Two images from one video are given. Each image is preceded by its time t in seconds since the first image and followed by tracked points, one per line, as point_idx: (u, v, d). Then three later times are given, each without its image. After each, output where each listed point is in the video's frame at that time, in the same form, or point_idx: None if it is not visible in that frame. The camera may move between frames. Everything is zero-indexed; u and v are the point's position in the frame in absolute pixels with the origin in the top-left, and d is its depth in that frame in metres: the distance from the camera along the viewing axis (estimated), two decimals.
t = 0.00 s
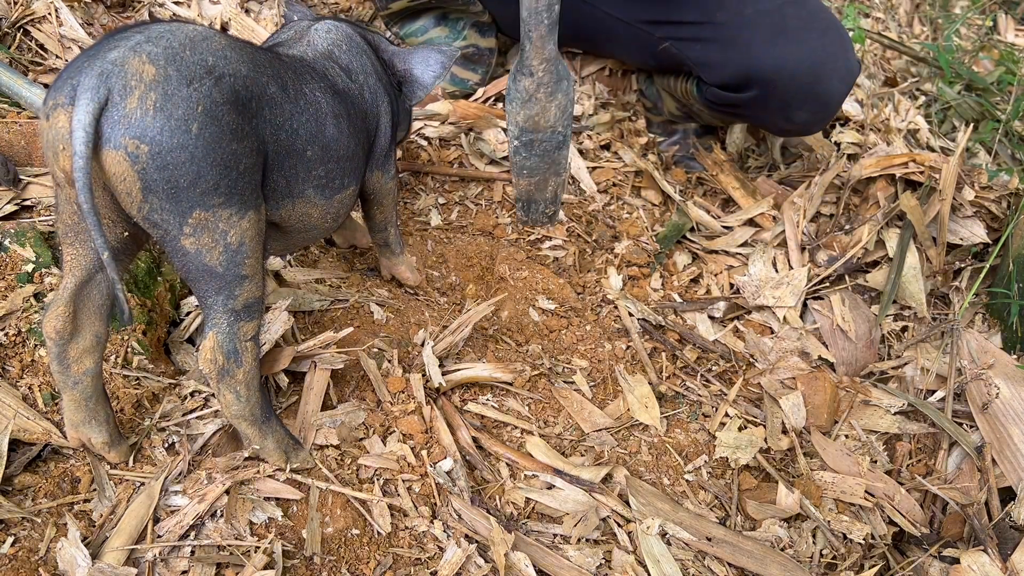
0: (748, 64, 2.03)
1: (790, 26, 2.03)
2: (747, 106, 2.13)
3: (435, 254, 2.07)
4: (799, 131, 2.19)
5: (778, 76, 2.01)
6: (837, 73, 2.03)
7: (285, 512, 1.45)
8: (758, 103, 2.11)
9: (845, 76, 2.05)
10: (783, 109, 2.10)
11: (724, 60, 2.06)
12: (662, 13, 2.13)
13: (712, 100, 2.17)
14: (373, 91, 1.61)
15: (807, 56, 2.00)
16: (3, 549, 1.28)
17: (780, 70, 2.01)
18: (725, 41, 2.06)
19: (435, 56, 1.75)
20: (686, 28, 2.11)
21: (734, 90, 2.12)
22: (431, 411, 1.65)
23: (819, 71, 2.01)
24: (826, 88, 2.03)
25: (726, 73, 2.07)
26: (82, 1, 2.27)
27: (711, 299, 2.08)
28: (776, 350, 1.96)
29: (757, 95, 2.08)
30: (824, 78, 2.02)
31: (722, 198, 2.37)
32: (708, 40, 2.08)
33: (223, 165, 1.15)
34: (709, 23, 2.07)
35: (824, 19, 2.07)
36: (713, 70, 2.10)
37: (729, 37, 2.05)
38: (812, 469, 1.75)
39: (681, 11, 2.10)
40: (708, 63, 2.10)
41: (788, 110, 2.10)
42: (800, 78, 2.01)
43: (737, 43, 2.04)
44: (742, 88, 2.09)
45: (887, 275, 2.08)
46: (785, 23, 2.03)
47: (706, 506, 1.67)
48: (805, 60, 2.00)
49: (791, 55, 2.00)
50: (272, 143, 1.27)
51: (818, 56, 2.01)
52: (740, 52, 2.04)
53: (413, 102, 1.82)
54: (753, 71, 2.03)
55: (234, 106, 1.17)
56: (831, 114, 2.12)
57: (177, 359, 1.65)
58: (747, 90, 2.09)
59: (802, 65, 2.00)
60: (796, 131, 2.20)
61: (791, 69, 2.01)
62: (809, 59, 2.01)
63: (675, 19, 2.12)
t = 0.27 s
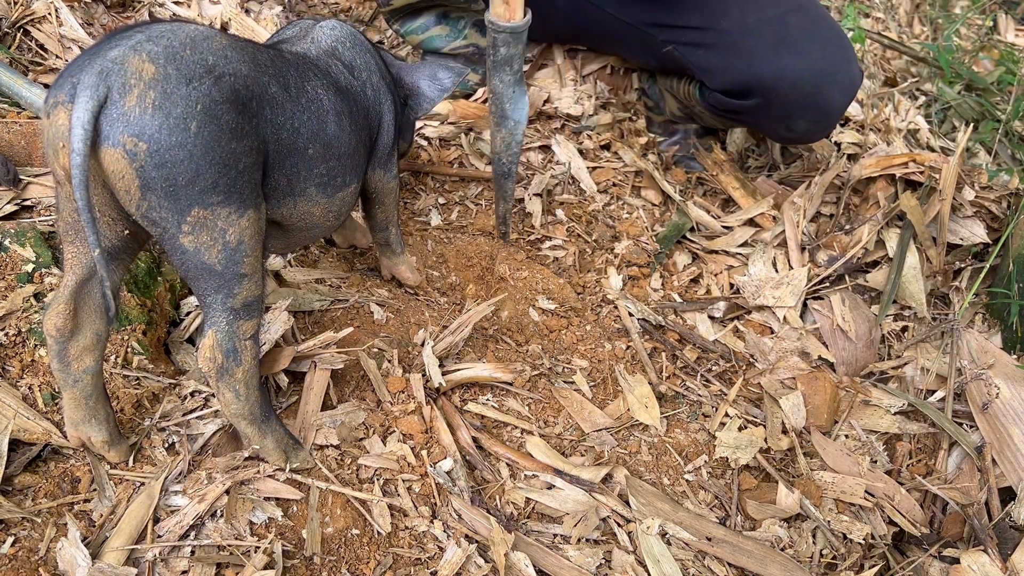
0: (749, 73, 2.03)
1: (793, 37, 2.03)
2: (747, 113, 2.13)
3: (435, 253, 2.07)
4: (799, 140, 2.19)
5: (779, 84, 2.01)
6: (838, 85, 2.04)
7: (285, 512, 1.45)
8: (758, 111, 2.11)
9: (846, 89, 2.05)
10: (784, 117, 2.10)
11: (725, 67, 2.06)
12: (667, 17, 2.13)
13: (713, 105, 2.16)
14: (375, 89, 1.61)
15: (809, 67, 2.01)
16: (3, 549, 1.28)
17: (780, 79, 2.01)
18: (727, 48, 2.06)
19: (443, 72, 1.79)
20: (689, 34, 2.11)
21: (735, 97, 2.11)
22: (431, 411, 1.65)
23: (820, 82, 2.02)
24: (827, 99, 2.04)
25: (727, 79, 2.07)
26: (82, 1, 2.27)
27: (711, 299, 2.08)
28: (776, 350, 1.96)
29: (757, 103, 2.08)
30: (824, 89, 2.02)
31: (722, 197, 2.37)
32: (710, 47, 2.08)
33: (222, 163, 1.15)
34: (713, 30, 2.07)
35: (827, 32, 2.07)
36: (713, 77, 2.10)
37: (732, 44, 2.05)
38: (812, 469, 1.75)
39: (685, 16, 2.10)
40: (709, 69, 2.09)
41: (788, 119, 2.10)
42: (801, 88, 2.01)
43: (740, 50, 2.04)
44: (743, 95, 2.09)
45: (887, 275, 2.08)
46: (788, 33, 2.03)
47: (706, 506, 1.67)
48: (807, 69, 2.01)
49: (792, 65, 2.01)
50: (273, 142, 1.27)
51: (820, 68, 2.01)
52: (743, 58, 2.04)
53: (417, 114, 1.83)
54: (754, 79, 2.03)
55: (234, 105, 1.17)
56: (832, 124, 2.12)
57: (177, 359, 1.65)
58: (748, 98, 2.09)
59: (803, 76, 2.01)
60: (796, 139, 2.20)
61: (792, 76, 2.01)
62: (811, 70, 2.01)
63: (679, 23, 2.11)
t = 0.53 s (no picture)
0: (751, 70, 2.03)
1: (794, 36, 2.04)
2: (748, 112, 2.13)
3: (435, 254, 2.07)
4: (800, 139, 2.19)
5: (781, 82, 2.01)
6: (840, 83, 2.04)
7: (285, 512, 1.45)
8: (759, 109, 2.10)
9: (848, 87, 2.06)
10: (784, 116, 2.10)
11: (727, 65, 2.06)
12: (669, 16, 2.13)
13: (714, 104, 2.16)
14: (378, 89, 1.61)
15: (810, 65, 2.01)
16: (3, 549, 1.28)
17: (782, 77, 2.01)
18: (729, 47, 2.06)
19: (449, 82, 1.82)
20: (691, 32, 2.12)
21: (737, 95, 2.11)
22: (431, 411, 1.65)
23: (822, 80, 2.02)
24: (829, 97, 2.04)
25: (729, 77, 2.07)
26: (82, 1, 2.27)
27: (711, 299, 2.08)
28: (776, 350, 1.96)
29: (759, 101, 2.07)
30: (826, 87, 2.03)
31: (722, 197, 2.37)
32: (712, 45, 2.09)
33: (223, 163, 1.15)
34: (714, 28, 2.07)
35: (828, 30, 2.08)
36: (715, 75, 2.09)
37: (733, 43, 2.06)
38: (812, 469, 1.75)
39: (687, 15, 2.11)
40: (711, 67, 2.09)
41: (789, 118, 2.10)
42: (803, 85, 2.01)
43: (741, 49, 2.05)
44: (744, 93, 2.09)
45: (887, 275, 2.08)
46: (790, 32, 2.04)
47: (706, 506, 1.67)
48: (808, 67, 2.01)
49: (794, 63, 2.01)
50: (275, 142, 1.27)
51: (821, 66, 2.02)
52: (744, 57, 2.04)
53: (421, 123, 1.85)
54: (757, 77, 2.03)
55: (237, 105, 1.17)
56: (831, 123, 2.12)
57: (177, 359, 1.65)
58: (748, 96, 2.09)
59: (805, 73, 2.01)
60: (797, 138, 2.19)
61: (793, 75, 2.01)
62: (813, 68, 2.01)
63: (681, 22, 2.12)
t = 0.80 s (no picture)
0: (758, 53, 2.01)
1: (799, 18, 2.03)
2: (756, 100, 2.10)
3: (435, 254, 2.08)
4: (809, 125, 2.17)
5: (790, 64, 1.99)
6: (848, 63, 2.03)
7: (285, 512, 1.45)
8: (768, 96, 2.07)
9: (857, 68, 2.05)
10: (794, 100, 2.08)
11: (734, 52, 2.05)
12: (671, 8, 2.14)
13: (720, 95, 2.13)
14: (381, 89, 1.61)
15: (818, 45, 2.00)
16: (3, 549, 1.27)
17: (791, 60, 1.99)
18: (735, 33, 2.05)
19: (446, 81, 1.82)
20: (694, 22, 2.11)
21: (744, 84, 2.08)
22: (431, 411, 1.65)
23: (830, 60, 2.01)
24: (838, 78, 2.02)
25: (735, 64, 2.04)
26: (82, 1, 2.27)
27: (711, 299, 2.08)
28: (776, 350, 1.96)
29: (767, 86, 2.04)
30: (835, 68, 2.01)
31: (722, 198, 2.37)
32: (716, 32, 2.08)
33: (223, 165, 1.14)
34: (718, 16, 2.07)
35: (832, 14, 2.07)
36: (721, 62, 2.07)
37: (739, 28, 2.05)
38: (813, 469, 1.75)
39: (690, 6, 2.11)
40: (716, 55, 2.08)
41: (799, 102, 2.08)
42: (812, 65, 2.00)
43: (748, 34, 2.04)
44: (751, 80, 2.06)
45: (887, 275, 2.08)
46: (795, 14, 2.03)
47: (706, 506, 1.67)
48: (816, 49, 2.00)
49: (802, 45, 2.00)
50: (277, 142, 1.27)
51: (829, 46, 2.01)
52: (750, 42, 2.03)
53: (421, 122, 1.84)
54: (764, 60, 2.01)
55: (238, 107, 1.16)
56: (841, 106, 2.11)
57: (177, 359, 1.65)
58: (756, 83, 2.06)
59: (813, 54, 2.00)
60: (805, 124, 2.18)
61: (801, 58, 1.99)
62: (820, 49, 2.00)
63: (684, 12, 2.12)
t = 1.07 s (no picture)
0: (756, 52, 2.02)
1: (795, 16, 2.03)
2: (751, 99, 2.10)
3: (435, 254, 2.08)
4: (803, 124, 2.19)
5: (787, 62, 2.00)
6: (843, 62, 2.04)
7: (285, 512, 1.45)
8: (764, 94, 2.08)
9: (852, 66, 2.06)
10: (790, 99, 2.09)
11: (730, 52, 2.05)
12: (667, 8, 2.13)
13: (716, 95, 2.13)
14: (377, 88, 1.61)
15: (814, 43, 2.01)
16: (3, 549, 1.27)
17: (788, 58, 2.00)
18: (731, 31, 2.05)
19: (443, 77, 1.81)
20: (690, 22, 2.11)
21: (740, 83, 2.08)
22: (431, 411, 1.65)
23: (826, 58, 2.02)
24: (833, 77, 2.03)
25: (732, 62, 2.05)
26: (82, 1, 2.27)
27: (711, 299, 2.08)
28: (776, 350, 1.96)
29: (764, 85, 2.05)
30: (831, 66, 2.02)
31: (722, 198, 2.37)
32: (711, 32, 2.08)
33: (223, 162, 1.15)
34: (715, 16, 2.07)
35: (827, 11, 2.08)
36: (718, 62, 2.07)
37: (735, 27, 2.05)
38: (812, 469, 1.75)
39: (686, 6, 2.10)
40: (713, 55, 2.08)
41: (796, 101, 2.09)
42: (808, 63, 2.01)
43: (744, 33, 2.04)
44: (748, 79, 2.06)
45: (887, 275, 2.08)
46: (792, 12, 2.04)
47: (706, 506, 1.67)
48: (812, 48, 2.01)
49: (799, 43, 2.00)
50: (275, 141, 1.27)
51: (825, 44, 2.02)
52: (746, 41, 2.03)
53: (417, 118, 1.83)
54: (762, 58, 2.01)
55: (236, 105, 1.17)
56: (837, 105, 2.12)
57: (177, 359, 1.65)
58: (751, 82, 2.06)
59: (809, 52, 2.01)
60: (800, 123, 2.19)
61: (798, 56, 2.00)
62: (817, 47, 2.01)
63: (680, 12, 2.11)
